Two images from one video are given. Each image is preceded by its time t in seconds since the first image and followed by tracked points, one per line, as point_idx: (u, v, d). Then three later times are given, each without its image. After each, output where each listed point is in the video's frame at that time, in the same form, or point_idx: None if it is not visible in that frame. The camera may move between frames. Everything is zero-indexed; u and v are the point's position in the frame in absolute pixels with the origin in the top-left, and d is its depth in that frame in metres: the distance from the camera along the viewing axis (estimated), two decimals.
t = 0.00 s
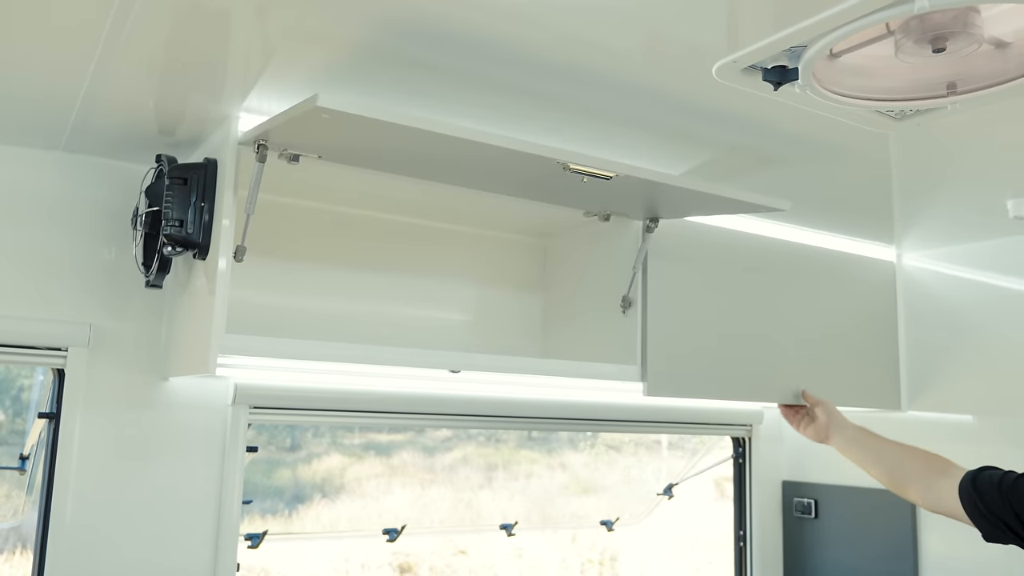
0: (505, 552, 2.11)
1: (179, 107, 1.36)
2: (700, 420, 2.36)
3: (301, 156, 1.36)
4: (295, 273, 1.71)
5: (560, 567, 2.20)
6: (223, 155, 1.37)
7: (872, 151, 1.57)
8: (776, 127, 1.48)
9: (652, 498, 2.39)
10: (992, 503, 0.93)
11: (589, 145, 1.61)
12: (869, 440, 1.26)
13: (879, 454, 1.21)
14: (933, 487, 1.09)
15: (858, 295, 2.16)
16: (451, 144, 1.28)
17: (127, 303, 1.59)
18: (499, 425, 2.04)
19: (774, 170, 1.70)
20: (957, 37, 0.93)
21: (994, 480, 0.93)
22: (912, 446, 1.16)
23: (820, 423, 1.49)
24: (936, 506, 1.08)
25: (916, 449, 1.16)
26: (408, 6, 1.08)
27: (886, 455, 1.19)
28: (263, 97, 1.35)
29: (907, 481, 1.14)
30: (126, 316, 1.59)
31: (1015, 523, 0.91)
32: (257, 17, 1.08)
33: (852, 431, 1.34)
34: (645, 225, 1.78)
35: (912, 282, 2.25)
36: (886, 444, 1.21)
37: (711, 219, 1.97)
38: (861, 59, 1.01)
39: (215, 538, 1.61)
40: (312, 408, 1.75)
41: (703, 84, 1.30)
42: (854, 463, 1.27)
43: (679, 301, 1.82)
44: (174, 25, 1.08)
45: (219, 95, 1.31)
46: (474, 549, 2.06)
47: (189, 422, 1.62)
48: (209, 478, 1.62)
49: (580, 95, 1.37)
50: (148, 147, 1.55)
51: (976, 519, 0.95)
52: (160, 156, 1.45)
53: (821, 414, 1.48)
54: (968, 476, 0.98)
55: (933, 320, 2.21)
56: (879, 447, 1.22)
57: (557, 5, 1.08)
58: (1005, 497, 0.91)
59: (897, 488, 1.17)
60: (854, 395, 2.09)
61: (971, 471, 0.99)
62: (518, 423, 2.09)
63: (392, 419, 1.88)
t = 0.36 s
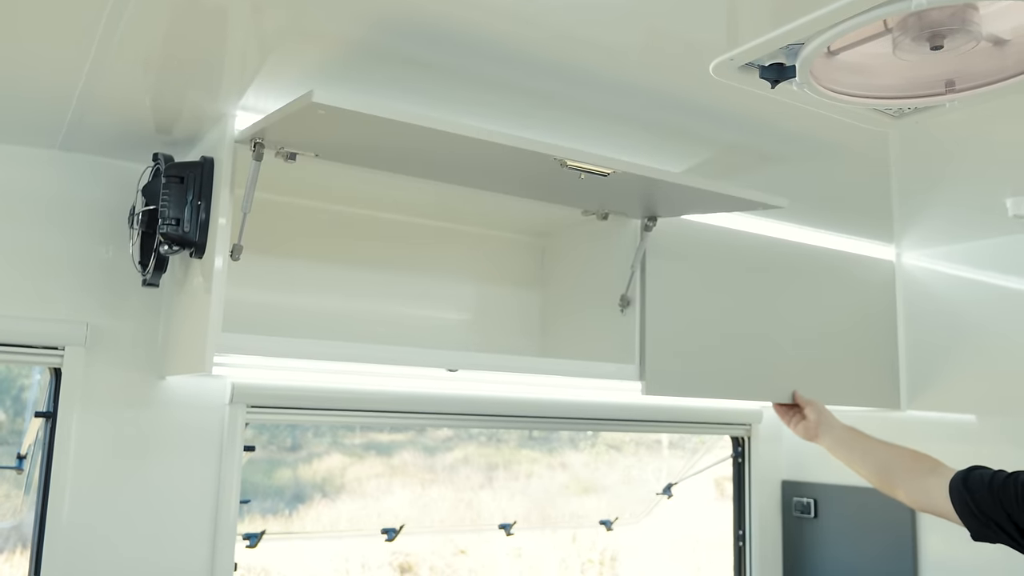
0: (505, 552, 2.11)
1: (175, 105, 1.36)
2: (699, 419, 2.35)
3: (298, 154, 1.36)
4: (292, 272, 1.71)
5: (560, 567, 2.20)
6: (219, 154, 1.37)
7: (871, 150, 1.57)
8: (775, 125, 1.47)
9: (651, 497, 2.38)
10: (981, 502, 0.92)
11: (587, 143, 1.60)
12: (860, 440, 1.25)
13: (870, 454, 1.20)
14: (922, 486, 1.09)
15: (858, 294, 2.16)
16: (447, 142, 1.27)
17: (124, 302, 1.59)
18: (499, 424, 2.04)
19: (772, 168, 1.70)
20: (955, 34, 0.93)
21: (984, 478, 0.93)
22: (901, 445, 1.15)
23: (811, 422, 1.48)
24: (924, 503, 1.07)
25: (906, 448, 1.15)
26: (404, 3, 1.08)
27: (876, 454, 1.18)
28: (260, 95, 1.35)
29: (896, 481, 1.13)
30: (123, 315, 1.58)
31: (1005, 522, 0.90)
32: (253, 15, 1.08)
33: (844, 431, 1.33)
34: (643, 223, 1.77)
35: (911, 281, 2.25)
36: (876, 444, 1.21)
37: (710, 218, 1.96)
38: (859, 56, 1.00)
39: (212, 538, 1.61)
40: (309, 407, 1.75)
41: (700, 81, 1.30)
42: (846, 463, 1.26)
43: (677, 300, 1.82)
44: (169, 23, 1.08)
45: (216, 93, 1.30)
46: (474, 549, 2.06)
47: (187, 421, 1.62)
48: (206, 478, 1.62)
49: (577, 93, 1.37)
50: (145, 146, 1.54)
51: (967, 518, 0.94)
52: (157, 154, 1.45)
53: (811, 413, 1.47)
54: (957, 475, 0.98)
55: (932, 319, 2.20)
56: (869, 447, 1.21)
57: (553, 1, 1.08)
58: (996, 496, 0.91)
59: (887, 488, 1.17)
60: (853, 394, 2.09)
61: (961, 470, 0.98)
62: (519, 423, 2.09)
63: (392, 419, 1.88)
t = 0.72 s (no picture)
0: (505, 551, 2.10)
1: (171, 103, 1.35)
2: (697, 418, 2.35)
3: (294, 152, 1.35)
4: (290, 270, 1.70)
5: (560, 566, 2.19)
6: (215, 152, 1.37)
7: (869, 147, 1.56)
8: (772, 123, 1.47)
9: (649, 496, 2.38)
10: (996, 504, 0.88)
11: (584, 140, 1.60)
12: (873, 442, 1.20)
13: (881, 457, 1.14)
14: (933, 489, 1.03)
15: (858, 292, 2.15)
16: (443, 140, 1.27)
17: (121, 301, 1.59)
18: (499, 422, 2.03)
19: (770, 166, 1.69)
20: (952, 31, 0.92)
21: (997, 479, 0.89)
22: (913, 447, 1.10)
23: (817, 422, 1.49)
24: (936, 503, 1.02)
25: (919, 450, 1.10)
26: None
27: (885, 454, 1.14)
28: (256, 93, 1.35)
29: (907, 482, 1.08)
30: (119, 313, 1.58)
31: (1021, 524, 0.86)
32: (248, 13, 1.08)
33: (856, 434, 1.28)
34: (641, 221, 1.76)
35: (910, 280, 2.26)
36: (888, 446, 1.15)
37: (710, 216, 1.96)
38: (856, 52, 0.99)
39: (210, 537, 1.61)
40: (307, 405, 1.75)
41: (697, 78, 1.29)
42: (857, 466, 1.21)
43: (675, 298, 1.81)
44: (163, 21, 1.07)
45: (213, 91, 1.30)
46: (474, 548, 2.06)
47: (184, 420, 1.61)
48: (203, 476, 1.62)
49: (575, 90, 1.36)
50: (142, 143, 1.54)
51: (979, 520, 0.90)
52: (153, 152, 1.45)
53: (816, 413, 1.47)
54: (969, 474, 0.93)
55: (933, 318, 2.21)
56: (881, 449, 1.16)
57: None
58: (1011, 498, 0.86)
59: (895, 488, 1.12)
60: (851, 392, 2.08)
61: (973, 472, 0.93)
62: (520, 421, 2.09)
63: (392, 417, 1.88)
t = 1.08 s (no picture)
0: (505, 549, 2.10)
1: (167, 102, 1.35)
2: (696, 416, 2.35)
3: (291, 150, 1.35)
4: (287, 268, 1.70)
5: (560, 565, 2.19)
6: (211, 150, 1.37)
7: (867, 145, 1.56)
8: (770, 121, 1.46)
9: (648, 495, 2.37)
10: None
11: (581, 139, 1.60)
12: (894, 441, 1.10)
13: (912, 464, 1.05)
14: (971, 500, 0.97)
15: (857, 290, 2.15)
16: (439, 138, 1.27)
17: (119, 299, 1.59)
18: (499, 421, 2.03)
19: (768, 164, 1.69)
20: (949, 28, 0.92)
21: None
22: (951, 458, 1.01)
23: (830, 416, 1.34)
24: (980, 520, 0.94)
25: (957, 461, 1.01)
26: None
27: (915, 460, 1.05)
28: (252, 91, 1.35)
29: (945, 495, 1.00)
30: (116, 312, 1.58)
31: None
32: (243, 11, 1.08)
33: (870, 428, 1.18)
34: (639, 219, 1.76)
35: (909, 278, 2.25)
36: (918, 451, 1.06)
37: (708, 214, 1.96)
38: (853, 50, 0.99)
39: (207, 536, 1.61)
40: (306, 403, 1.75)
41: (693, 76, 1.29)
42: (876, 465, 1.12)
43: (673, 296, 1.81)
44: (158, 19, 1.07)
45: (209, 90, 1.30)
46: (475, 546, 2.06)
47: (181, 418, 1.61)
48: (200, 474, 1.62)
49: (571, 88, 1.36)
50: (139, 142, 1.54)
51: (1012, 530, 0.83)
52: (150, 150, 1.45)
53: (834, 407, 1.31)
54: (1002, 482, 0.87)
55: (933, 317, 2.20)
56: (908, 453, 1.07)
57: None
58: None
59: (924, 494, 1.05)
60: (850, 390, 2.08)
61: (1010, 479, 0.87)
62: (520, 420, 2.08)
63: (392, 415, 1.88)
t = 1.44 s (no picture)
0: (505, 549, 2.10)
1: (164, 101, 1.35)
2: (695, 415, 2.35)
3: (288, 149, 1.35)
4: (284, 267, 1.70)
5: (560, 564, 2.19)
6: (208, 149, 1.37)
7: (865, 144, 1.56)
8: (768, 120, 1.46)
9: (647, 494, 2.37)
10: None
11: (579, 138, 1.60)
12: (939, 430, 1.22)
13: (957, 458, 1.17)
14: (1010, 502, 1.11)
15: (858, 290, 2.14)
16: (436, 137, 1.27)
17: (117, 298, 1.59)
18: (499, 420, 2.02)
19: (767, 163, 1.69)
20: (947, 26, 0.92)
21: None
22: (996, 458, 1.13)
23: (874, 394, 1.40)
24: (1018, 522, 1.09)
25: (1000, 460, 1.13)
26: None
27: (960, 457, 1.17)
28: (249, 90, 1.35)
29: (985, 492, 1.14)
30: (114, 311, 1.58)
31: None
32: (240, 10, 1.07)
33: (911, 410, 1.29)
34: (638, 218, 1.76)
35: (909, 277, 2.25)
36: (962, 445, 1.18)
37: (706, 212, 1.96)
38: (851, 49, 0.98)
39: (205, 536, 1.61)
40: (304, 403, 1.75)
41: (691, 75, 1.29)
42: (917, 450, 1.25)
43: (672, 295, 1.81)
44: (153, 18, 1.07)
45: (206, 90, 1.30)
46: (475, 546, 2.06)
47: (179, 417, 1.61)
48: (199, 473, 1.62)
49: (568, 87, 1.36)
50: (137, 141, 1.54)
51: None
52: (147, 149, 1.45)
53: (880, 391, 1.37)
54: None
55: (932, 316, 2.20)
56: (952, 447, 1.19)
57: None
58: None
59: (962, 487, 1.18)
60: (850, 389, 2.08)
61: None
62: (520, 419, 2.08)
63: (392, 415, 1.88)
